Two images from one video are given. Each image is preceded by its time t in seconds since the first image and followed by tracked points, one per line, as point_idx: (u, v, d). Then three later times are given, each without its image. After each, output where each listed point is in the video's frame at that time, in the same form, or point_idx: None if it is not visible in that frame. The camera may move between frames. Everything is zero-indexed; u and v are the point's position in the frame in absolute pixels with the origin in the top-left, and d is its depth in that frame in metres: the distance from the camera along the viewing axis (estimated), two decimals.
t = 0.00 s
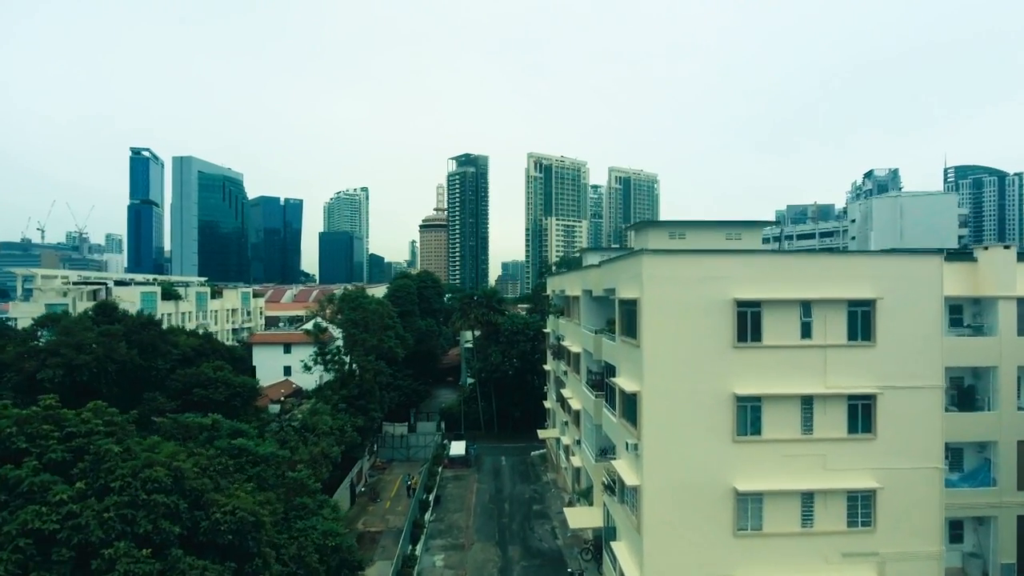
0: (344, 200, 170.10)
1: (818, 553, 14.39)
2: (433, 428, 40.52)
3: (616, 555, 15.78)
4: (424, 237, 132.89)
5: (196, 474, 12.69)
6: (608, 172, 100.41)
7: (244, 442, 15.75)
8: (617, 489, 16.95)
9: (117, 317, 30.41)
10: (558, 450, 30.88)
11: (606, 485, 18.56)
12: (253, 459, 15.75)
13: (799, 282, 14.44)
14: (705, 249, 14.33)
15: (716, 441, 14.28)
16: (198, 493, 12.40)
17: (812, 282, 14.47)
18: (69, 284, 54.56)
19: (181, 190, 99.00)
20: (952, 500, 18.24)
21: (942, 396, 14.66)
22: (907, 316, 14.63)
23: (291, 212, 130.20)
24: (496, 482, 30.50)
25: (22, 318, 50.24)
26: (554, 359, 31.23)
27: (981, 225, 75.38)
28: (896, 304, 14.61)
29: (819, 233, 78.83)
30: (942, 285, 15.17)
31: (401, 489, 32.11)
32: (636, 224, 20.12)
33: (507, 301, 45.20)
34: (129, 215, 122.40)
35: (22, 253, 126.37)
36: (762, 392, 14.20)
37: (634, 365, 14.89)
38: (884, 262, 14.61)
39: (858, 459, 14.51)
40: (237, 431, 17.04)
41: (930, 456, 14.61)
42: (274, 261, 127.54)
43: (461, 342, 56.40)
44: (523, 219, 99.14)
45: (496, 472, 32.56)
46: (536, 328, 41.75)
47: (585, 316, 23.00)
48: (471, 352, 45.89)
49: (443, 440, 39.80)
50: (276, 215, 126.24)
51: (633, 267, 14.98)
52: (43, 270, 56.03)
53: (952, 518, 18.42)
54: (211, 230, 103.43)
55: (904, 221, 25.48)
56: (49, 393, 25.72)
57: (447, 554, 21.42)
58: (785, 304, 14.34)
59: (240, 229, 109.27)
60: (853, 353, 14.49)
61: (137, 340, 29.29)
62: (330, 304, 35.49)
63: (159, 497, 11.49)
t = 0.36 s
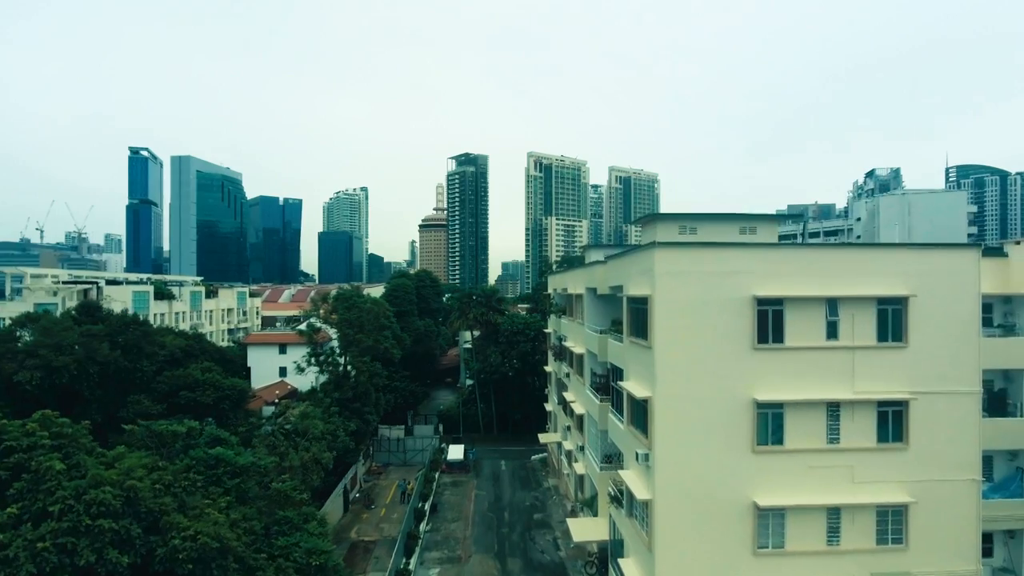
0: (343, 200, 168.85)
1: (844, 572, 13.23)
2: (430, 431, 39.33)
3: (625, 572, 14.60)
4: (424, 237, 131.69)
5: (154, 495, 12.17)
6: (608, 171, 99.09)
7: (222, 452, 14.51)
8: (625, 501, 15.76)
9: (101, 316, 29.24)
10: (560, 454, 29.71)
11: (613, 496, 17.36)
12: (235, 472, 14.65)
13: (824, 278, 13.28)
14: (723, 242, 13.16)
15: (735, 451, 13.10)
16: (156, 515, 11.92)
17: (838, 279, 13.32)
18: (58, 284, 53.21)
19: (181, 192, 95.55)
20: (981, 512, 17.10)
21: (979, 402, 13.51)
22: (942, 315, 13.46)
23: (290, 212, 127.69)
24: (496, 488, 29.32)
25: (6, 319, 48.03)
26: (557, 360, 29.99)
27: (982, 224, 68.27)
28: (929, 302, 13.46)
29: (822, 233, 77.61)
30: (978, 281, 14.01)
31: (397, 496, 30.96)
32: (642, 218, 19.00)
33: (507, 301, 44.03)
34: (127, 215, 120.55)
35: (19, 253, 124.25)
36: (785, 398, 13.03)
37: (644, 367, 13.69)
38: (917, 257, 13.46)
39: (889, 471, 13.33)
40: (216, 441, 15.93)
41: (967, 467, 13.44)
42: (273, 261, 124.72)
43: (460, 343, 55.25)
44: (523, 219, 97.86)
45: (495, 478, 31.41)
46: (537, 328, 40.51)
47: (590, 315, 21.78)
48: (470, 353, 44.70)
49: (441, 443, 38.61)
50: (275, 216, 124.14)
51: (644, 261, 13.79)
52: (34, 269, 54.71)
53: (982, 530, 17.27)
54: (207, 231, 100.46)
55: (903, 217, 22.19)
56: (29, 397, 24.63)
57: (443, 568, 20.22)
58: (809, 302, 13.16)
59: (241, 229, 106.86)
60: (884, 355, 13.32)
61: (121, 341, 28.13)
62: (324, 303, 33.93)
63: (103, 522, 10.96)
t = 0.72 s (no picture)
0: (342, 200, 167.56)
1: None
2: (428, 434, 38.02)
3: None
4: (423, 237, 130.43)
5: (99, 522, 10.55)
6: (609, 171, 97.61)
7: (195, 464, 13.20)
8: (635, 516, 14.50)
9: (83, 316, 27.98)
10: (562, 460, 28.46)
11: (620, 510, 16.12)
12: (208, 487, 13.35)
13: (857, 273, 12.04)
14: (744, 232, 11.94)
15: (758, 464, 11.87)
16: (97, 546, 10.22)
17: (872, 274, 12.07)
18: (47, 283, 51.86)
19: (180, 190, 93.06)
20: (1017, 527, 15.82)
21: None
22: (986, 314, 12.22)
23: (289, 212, 124.77)
24: (495, 495, 28.06)
25: None
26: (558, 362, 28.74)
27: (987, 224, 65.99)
28: (972, 300, 12.21)
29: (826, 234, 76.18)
30: None
31: (392, 503, 29.68)
32: (652, 211, 17.88)
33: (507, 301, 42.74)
34: (126, 215, 118.89)
35: (18, 253, 122.61)
36: (814, 406, 11.79)
37: (657, 372, 12.43)
38: (957, 250, 12.22)
39: (927, 486, 12.10)
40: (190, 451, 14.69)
41: (1012, 482, 12.22)
42: (273, 261, 122.04)
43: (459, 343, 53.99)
44: (523, 218, 96.51)
45: (494, 484, 30.13)
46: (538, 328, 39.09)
47: (594, 315, 20.51)
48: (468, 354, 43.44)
49: (438, 447, 37.33)
50: (275, 215, 121.77)
51: (657, 254, 12.55)
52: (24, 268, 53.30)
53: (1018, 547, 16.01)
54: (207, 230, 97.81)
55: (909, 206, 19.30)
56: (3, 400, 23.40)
57: None
58: (840, 299, 11.95)
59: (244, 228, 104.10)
60: (921, 358, 12.10)
61: (102, 342, 26.86)
62: (318, 303, 32.30)
63: (26, 559, 8.97)
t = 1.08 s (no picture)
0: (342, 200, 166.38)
1: None
2: (426, 438, 36.87)
3: None
4: (422, 237, 129.38)
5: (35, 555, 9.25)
6: (609, 171, 96.21)
7: (166, 476, 12.08)
8: (646, 532, 13.38)
9: (64, 316, 26.80)
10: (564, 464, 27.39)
11: (628, 524, 15.02)
12: (178, 503, 12.24)
13: (893, 267, 10.91)
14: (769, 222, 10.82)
15: (784, 479, 10.75)
16: None
17: (910, 268, 10.94)
18: (37, 282, 50.63)
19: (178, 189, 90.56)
20: None
21: None
22: None
23: (285, 211, 121.65)
24: (495, 502, 26.93)
25: None
26: (560, 364, 27.61)
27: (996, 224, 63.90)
28: (1019, 298, 11.07)
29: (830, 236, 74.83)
30: None
31: (387, 510, 28.50)
32: (662, 203, 16.74)
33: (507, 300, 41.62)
34: (124, 215, 117.38)
35: (15, 253, 121.02)
36: (847, 415, 10.67)
37: (672, 377, 11.29)
38: (1004, 243, 11.07)
39: (970, 503, 10.99)
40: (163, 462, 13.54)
41: None
42: (271, 261, 119.82)
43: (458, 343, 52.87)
44: (523, 218, 95.34)
45: (494, 490, 28.98)
46: (539, 329, 37.82)
47: (599, 315, 19.39)
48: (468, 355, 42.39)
49: (436, 451, 36.21)
50: (274, 214, 118.52)
51: (671, 248, 11.42)
52: (14, 267, 51.94)
53: None
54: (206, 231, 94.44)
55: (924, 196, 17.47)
56: None
57: None
58: (875, 296, 10.83)
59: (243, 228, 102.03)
60: (964, 361, 10.97)
61: (83, 344, 25.70)
62: (311, 302, 30.78)
63: None
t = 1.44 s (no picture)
0: (341, 200, 165.23)
1: None
2: (424, 441, 35.82)
3: None
4: (421, 237, 128.32)
5: None
6: (609, 171, 95.09)
7: (133, 488, 11.02)
8: (658, 548, 12.34)
9: (47, 315, 25.74)
10: (566, 470, 26.36)
11: (637, 538, 13.98)
12: (147, 520, 11.19)
13: (935, 260, 9.87)
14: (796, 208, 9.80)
15: (814, 494, 9.72)
16: None
17: (953, 261, 9.90)
18: (27, 281, 49.41)
19: (177, 189, 89.09)
20: None
21: None
22: None
23: (286, 212, 118.98)
24: (494, 509, 25.88)
25: None
26: (563, 365, 26.57)
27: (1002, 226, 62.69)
28: None
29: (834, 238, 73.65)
30: None
31: (383, 517, 27.45)
32: (674, 193, 15.64)
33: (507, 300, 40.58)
34: (122, 215, 115.80)
35: (13, 252, 119.67)
36: (884, 423, 9.63)
37: (690, 381, 10.25)
38: None
39: (1018, 520, 9.96)
40: (133, 472, 12.45)
41: None
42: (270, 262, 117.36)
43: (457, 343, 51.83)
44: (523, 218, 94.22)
45: (494, 496, 27.92)
46: (540, 329, 36.78)
47: (604, 313, 18.37)
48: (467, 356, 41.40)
49: (434, 455, 35.12)
50: (272, 213, 116.21)
51: (689, 239, 10.38)
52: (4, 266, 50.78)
53: None
54: (205, 231, 91.59)
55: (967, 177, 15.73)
56: None
57: None
58: (915, 292, 9.80)
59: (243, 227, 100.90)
60: (1012, 364, 9.93)
61: (66, 345, 24.61)
62: (305, 300, 29.97)
63: None
